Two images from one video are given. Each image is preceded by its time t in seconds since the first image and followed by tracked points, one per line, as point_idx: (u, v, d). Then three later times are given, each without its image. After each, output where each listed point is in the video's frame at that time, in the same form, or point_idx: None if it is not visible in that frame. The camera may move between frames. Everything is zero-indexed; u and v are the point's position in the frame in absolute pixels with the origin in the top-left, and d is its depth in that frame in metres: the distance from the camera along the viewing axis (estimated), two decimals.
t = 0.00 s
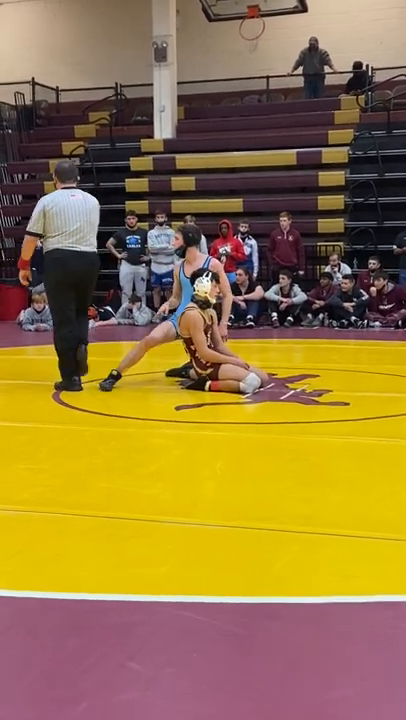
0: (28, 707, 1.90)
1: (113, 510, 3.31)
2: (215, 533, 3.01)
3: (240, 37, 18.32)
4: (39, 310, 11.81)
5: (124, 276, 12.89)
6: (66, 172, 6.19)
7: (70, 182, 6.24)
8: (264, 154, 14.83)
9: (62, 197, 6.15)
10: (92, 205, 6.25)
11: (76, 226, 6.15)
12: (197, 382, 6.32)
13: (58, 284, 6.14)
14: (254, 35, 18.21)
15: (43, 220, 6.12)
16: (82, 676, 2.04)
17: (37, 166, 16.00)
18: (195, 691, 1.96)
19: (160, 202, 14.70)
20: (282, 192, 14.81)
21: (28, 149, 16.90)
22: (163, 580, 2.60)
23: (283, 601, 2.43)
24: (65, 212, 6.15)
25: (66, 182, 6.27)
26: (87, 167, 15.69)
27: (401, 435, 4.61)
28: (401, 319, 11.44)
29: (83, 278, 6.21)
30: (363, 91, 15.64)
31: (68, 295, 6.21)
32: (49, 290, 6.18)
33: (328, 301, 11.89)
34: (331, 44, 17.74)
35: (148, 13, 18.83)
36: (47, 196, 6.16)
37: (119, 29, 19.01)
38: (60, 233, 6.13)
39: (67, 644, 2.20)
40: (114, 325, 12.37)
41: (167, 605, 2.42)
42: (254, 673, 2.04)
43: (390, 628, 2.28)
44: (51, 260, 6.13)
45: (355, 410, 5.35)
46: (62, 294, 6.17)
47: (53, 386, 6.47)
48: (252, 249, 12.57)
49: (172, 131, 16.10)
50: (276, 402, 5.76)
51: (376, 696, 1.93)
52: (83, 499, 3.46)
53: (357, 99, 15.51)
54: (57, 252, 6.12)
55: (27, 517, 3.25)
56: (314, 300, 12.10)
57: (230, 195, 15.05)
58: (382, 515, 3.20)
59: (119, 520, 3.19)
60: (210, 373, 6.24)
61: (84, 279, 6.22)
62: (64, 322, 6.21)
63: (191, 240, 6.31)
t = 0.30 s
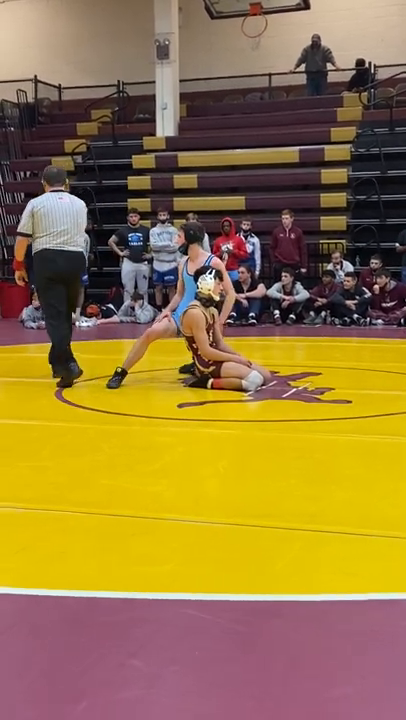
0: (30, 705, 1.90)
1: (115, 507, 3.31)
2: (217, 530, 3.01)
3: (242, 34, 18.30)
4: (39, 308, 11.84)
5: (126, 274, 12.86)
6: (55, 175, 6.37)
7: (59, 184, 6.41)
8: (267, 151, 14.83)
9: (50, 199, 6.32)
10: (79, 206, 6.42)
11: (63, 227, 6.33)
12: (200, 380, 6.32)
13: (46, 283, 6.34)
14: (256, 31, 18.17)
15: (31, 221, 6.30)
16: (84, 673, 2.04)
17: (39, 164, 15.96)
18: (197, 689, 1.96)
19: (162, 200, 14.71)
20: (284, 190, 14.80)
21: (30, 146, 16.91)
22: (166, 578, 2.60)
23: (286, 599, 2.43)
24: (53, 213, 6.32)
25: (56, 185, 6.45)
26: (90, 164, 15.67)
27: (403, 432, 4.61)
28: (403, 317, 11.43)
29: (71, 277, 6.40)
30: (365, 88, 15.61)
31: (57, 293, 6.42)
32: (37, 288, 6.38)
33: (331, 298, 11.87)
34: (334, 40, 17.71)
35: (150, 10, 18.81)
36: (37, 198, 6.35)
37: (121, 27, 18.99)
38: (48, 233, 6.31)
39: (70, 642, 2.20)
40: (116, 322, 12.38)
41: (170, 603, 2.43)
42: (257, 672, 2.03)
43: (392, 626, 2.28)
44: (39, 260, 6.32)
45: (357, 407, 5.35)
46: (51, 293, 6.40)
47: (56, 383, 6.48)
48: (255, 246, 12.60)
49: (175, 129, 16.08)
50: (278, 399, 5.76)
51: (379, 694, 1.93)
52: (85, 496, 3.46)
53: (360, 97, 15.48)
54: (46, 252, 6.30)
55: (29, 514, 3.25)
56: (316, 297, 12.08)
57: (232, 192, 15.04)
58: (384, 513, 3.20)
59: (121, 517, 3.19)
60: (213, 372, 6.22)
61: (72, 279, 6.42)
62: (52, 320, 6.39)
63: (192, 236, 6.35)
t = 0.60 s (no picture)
0: (30, 703, 1.90)
1: (116, 505, 3.31)
2: (217, 528, 3.01)
3: (244, 32, 18.25)
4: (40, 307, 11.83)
5: (127, 272, 12.84)
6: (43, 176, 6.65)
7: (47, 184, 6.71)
8: (269, 149, 14.80)
9: (40, 199, 6.63)
10: (67, 206, 6.77)
11: (55, 225, 6.68)
12: (201, 378, 6.31)
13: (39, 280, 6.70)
14: (257, 29, 18.12)
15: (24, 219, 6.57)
16: (84, 671, 2.03)
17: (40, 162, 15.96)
18: (197, 688, 1.95)
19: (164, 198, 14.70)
20: (286, 188, 14.78)
21: (31, 144, 16.89)
22: (167, 576, 2.60)
23: (286, 597, 2.43)
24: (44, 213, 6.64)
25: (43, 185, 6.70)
26: (91, 163, 15.62)
27: (404, 430, 4.60)
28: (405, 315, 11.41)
29: (61, 274, 6.77)
30: (367, 86, 15.61)
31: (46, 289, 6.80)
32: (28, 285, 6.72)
33: (332, 296, 11.86)
34: (335, 37, 17.69)
35: (151, 8, 18.79)
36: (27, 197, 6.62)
37: (122, 25, 18.98)
38: (40, 232, 6.64)
39: (70, 640, 2.20)
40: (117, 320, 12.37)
41: (170, 601, 2.42)
42: (257, 670, 2.03)
43: (393, 624, 2.27)
44: (32, 257, 6.65)
45: (359, 405, 5.34)
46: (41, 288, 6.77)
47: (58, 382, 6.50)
48: (256, 244, 12.59)
49: (176, 127, 16.05)
50: (279, 397, 5.75)
51: (379, 693, 1.92)
52: (85, 494, 3.46)
53: (361, 94, 15.46)
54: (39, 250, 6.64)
55: (30, 512, 3.25)
56: (318, 295, 12.06)
57: (233, 190, 15.03)
58: (385, 511, 3.19)
59: (121, 515, 3.19)
60: (214, 370, 6.23)
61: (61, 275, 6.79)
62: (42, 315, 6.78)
63: (195, 236, 6.27)
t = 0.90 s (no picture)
0: (31, 701, 1.90)
1: (117, 503, 3.32)
2: (219, 526, 3.02)
3: (245, 29, 18.23)
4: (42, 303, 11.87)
5: (128, 269, 12.87)
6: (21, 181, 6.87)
7: (26, 188, 6.93)
8: (270, 146, 14.77)
9: (19, 203, 6.86)
10: (46, 208, 6.98)
11: (34, 228, 6.92)
12: (203, 375, 6.30)
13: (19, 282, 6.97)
14: (259, 27, 18.09)
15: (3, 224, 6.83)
16: (86, 669, 2.04)
17: (41, 160, 16.00)
18: (199, 686, 1.96)
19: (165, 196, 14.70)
20: (287, 185, 14.78)
21: (33, 141, 16.91)
22: (168, 574, 2.61)
23: (288, 595, 2.43)
24: (24, 217, 6.87)
25: (21, 188, 6.97)
26: (92, 161, 15.71)
27: None
28: None
29: (42, 276, 7.01)
30: (368, 83, 15.60)
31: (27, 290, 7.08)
32: (10, 287, 7.01)
33: (334, 294, 11.85)
34: (337, 36, 17.68)
35: (153, 5, 18.79)
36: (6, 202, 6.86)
37: (122, 22, 18.97)
38: (20, 235, 6.90)
39: (71, 638, 2.20)
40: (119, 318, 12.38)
41: (171, 598, 2.43)
42: (259, 668, 2.03)
43: (394, 622, 2.27)
44: (12, 261, 6.93)
45: (360, 403, 5.34)
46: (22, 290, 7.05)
47: (60, 379, 6.54)
48: (256, 244, 12.51)
49: (177, 124, 16.04)
50: (281, 396, 5.74)
51: (380, 693, 1.92)
52: (87, 492, 3.47)
53: (363, 92, 15.46)
54: (19, 253, 6.91)
55: (32, 510, 3.26)
56: (319, 293, 12.07)
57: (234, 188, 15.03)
58: (385, 509, 3.20)
59: (122, 513, 3.20)
60: (216, 367, 6.23)
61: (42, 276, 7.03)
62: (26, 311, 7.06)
63: (191, 235, 6.25)
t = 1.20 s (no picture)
0: (33, 702, 1.91)
1: (119, 502, 3.32)
2: (220, 526, 3.02)
3: (244, 28, 18.24)
4: (42, 303, 11.86)
5: (128, 268, 12.88)
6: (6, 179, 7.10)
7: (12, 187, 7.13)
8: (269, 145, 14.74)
9: (4, 200, 7.04)
10: (31, 206, 7.15)
11: (18, 224, 7.08)
12: (203, 375, 6.31)
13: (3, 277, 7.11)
14: (259, 26, 18.12)
15: None
16: (87, 669, 2.04)
17: (41, 158, 15.95)
18: (200, 685, 1.97)
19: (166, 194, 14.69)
20: (287, 184, 14.78)
21: (33, 141, 16.90)
22: (168, 573, 2.61)
23: (288, 595, 2.44)
24: (8, 214, 7.05)
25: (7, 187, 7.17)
26: (92, 159, 15.75)
27: (405, 428, 4.60)
28: None
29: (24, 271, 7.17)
30: (368, 82, 15.59)
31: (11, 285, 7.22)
32: None
33: (333, 293, 11.85)
34: (337, 34, 17.66)
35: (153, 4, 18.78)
36: None
37: (122, 21, 18.96)
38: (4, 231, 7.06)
39: (72, 638, 2.21)
40: (119, 317, 12.38)
41: (171, 598, 2.43)
42: (260, 667, 2.04)
43: (394, 622, 2.28)
44: None
45: (359, 402, 5.34)
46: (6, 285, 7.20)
47: (61, 378, 6.54)
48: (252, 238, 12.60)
49: (177, 123, 16.04)
50: (281, 395, 5.74)
51: (381, 692, 1.93)
52: (88, 492, 3.47)
53: (362, 91, 15.45)
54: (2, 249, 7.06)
55: (33, 509, 3.26)
56: (319, 291, 12.08)
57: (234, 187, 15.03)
58: (385, 508, 3.20)
59: (122, 512, 3.20)
60: (216, 366, 6.23)
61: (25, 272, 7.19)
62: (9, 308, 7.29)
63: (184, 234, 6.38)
